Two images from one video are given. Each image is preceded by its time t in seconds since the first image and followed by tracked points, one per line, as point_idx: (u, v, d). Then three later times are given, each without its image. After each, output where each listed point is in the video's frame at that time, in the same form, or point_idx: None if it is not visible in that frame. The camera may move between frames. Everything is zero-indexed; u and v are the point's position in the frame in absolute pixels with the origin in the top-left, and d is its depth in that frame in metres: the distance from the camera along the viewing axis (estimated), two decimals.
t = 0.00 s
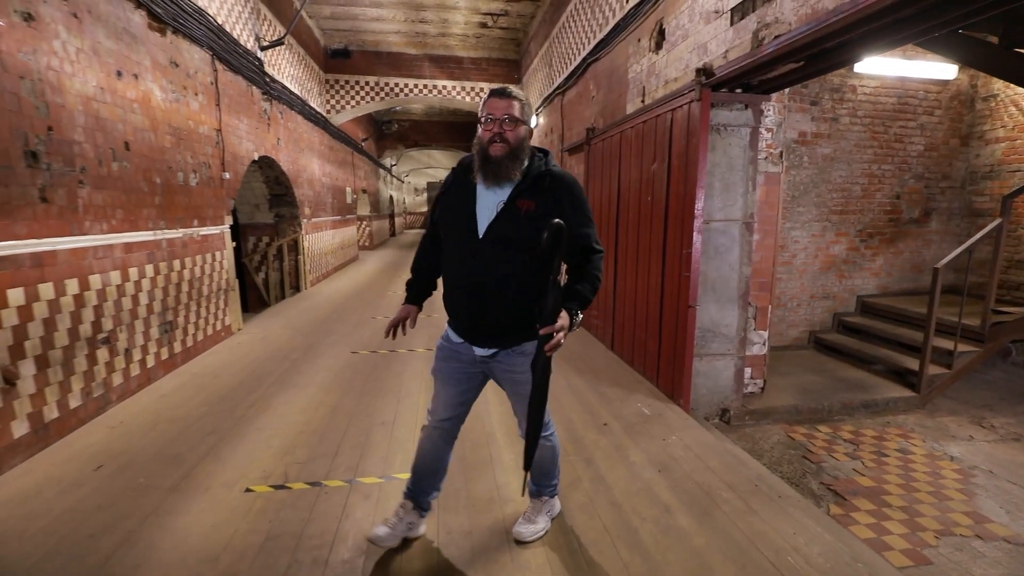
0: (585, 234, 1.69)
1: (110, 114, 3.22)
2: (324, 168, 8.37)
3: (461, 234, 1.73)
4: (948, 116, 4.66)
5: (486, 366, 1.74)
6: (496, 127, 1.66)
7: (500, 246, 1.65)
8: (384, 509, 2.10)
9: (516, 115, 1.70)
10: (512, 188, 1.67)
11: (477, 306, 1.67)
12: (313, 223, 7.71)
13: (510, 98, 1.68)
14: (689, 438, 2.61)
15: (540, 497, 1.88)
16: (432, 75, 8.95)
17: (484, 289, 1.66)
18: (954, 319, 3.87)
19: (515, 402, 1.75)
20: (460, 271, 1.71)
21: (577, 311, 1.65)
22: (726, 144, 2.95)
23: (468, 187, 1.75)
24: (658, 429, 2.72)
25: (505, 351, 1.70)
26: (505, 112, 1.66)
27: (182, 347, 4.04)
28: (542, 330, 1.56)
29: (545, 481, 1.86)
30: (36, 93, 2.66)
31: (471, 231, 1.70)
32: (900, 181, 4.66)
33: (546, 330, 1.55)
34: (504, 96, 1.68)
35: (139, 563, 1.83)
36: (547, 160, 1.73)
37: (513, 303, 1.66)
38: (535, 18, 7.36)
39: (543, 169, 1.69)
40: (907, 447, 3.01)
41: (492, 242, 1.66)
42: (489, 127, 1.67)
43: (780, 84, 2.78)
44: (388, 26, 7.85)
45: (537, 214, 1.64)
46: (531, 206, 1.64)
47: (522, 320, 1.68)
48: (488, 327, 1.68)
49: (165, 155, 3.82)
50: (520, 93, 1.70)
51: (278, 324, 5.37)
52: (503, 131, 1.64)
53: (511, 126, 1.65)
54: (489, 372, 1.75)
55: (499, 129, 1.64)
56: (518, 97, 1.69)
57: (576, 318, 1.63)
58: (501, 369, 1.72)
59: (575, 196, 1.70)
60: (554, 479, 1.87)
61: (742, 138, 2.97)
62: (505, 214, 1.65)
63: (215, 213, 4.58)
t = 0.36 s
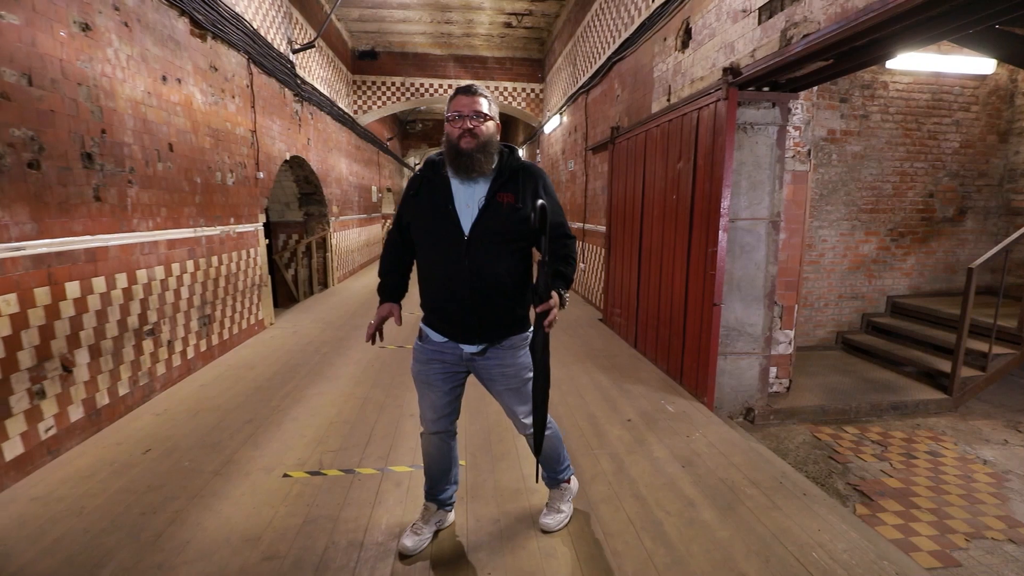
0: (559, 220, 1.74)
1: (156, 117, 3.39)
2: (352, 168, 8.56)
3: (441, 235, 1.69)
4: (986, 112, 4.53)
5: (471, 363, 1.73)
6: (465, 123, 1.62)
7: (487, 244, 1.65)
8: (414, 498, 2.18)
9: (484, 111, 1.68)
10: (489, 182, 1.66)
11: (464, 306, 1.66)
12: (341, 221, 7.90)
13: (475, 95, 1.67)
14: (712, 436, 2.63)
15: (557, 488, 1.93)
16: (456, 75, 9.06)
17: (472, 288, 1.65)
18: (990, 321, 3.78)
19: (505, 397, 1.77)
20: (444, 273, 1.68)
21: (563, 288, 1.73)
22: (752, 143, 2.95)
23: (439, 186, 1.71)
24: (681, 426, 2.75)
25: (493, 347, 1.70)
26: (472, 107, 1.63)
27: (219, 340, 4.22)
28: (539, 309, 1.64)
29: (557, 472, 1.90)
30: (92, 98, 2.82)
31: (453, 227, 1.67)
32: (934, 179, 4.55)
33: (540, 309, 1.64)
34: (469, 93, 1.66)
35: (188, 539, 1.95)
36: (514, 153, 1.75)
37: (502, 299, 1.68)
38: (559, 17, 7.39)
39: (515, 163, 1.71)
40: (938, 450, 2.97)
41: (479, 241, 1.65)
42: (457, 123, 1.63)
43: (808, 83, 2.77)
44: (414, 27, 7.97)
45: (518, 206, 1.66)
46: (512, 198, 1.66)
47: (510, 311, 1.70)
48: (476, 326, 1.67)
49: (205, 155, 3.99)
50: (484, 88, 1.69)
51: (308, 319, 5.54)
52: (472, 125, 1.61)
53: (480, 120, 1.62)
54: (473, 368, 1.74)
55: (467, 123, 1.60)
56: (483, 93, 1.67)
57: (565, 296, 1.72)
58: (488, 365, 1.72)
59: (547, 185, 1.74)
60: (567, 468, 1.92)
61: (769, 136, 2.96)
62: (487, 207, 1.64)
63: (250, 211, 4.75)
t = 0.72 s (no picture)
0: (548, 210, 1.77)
1: (189, 118, 3.51)
2: (373, 167, 8.70)
3: (439, 231, 1.71)
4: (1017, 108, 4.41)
5: (477, 355, 1.75)
6: (453, 119, 1.63)
7: (486, 237, 1.67)
8: (435, 487, 2.24)
9: (471, 107, 1.69)
10: (483, 177, 1.69)
11: (467, 300, 1.67)
12: (362, 220, 8.05)
13: (462, 91, 1.67)
14: (731, 432, 2.64)
15: (548, 488, 1.90)
16: (475, 75, 9.14)
17: (474, 282, 1.66)
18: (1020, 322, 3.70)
19: (508, 387, 1.76)
20: (444, 269, 1.69)
21: (553, 272, 1.76)
22: (773, 140, 2.95)
23: (434, 184, 1.73)
24: (699, 422, 2.76)
25: (498, 337, 1.73)
26: (459, 104, 1.64)
27: (247, 334, 4.36)
28: (523, 290, 1.65)
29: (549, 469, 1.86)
30: (130, 100, 2.95)
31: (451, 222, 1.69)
32: (962, 176, 4.46)
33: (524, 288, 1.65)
34: (456, 91, 1.67)
35: (222, 522, 2.05)
36: (503, 148, 1.77)
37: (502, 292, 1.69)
38: (578, 16, 7.39)
39: (505, 158, 1.74)
40: (963, 451, 2.93)
41: (479, 234, 1.67)
42: (445, 120, 1.64)
43: (831, 80, 2.75)
44: (435, 27, 8.06)
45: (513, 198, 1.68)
46: (506, 191, 1.68)
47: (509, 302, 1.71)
48: (481, 320, 1.69)
49: (235, 155, 4.12)
50: (471, 86, 1.70)
51: (332, 314, 5.68)
52: (459, 121, 1.62)
53: (467, 116, 1.64)
54: (479, 359, 1.77)
55: (455, 120, 1.62)
56: (470, 90, 1.69)
57: (553, 279, 1.74)
58: (493, 355, 1.74)
59: (537, 178, 1.78)
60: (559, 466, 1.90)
61: (791, 133, 2.95)
62: (482, 200, 1.67)
63: (275, 209, 4.88)
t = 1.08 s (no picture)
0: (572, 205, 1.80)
1: (213, 119, 3.61)
2: (388, 166, 8.80)
3: (463, 228, 1.75)
4: None
5: (498, 353, 1.79)
6: (478, 119, 1.69)
7: (509, 232, 1.70)
8: (452, 481, 2.29)
9: (496, 108, 1.74)
10: (508, 175, 1.73)
11: (489, 295, 1.71)
12: (378, 218, 8.15)
13: (487, 92, 1.74)
14: (746, 430, 2.65)
15: (561, 499, 1.89)
16: (490, 74, 9.18)
17: (496, 279, 1.70)
18: None
19: (528, 387, 1.79)
20: (467, 265, 1.73)
21: (572, 267, 1.76)
22: (790, 139, 2.94)
23: (459, 182, 1.79)
24: (714, 420, 2.78)
25: (521, 337, 1.75)
26: (485, 104, 1.70)
27: (267, 329, 4.46)
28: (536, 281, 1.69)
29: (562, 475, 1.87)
30: (159, 102, 3.05)
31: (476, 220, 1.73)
32: (985, 174, 4.38)
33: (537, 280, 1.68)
34: (482, 92, 1.73)
35: (248, 509, 2.12)
36: (526, 147, 1.82)
37: (524, 287, 1.71)
38: (593, 14, 7.39)
39: (529, 156, 1.78)
40: (983, 453, 2.90)
41: (502, 230, 1.70)
42: (470, 120, 1.71)
43: (850, 78, 2.73)
44: (450, 27, 8.12)
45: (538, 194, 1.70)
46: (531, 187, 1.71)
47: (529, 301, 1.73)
48: (503, 315, 1.72)
49: (256, 155, 4.22)
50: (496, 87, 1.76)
51: (349, 311, 5.78)
52: (484, 121, 1.68)
53: (492, 116, 1.69)
54: (501, 358, 1.80)
55: (480, 119, 1.68)
56: (495, 91, 1.74)
57: (571, 273, 1.74)
58: (513, 356, 1.77)
59: (560, 174, 1.81)
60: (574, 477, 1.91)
61: (809, 132, 2.94)
62: (507, 197, 1.70)
63: (295, 208, 4.99)
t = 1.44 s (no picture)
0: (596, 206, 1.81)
1: (228, 119, 3.67)
2: (398, 166, 8.87)
3: (488, 226, 1.78)
4: None
5: (516, 352, 1.83)
6: (508, 119, 1.70)
7: (533, 232, 1.73)
8: (464, 476, 2.32)
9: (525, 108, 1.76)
10: (534, 175, 1.76)
11: (511, 293, 1.75)
12: (387, 217, 8.21)
13: (517, 92, 1.75)
14: (754, 429, 2.67)
15: (572, 495, 1.93)
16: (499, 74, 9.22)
17: (518, 277, 1.73)
18: None
19: (546, 386, 1.82)
20: (491, 263, 1.77)
21: (595, 267, 1.75)
22: (800, 138, 2.94)
23: (486, 181, 1.82)
24: (723, 419, 2.79)
25: (541, 336, 1.79)
26: (515, 104, 1.72)
27: (280, 327, 4.54)
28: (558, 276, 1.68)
29: (574, 471, 1.91)
30: (176, 104, 3.11)
31: (500, 217, 1.76)
32: (998, 173, 4.34)
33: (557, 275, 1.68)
34: (512, 91, 1.75)
35: (265, 502, 2.17)
36: (553, 149, 1.84)
37: (544, 286, 1.75)
38: (602, 14, 7.40)
39: (557, 158, 1.80)
40: (995, 453, 2.89)
41: (526, 229, 1.73)
42: (500, 119, 1.72)
43: (860, 78, 2.74)
44: (459, 27, 8.15)
45: (563, 195, 1.73)
46: (556, 188, 1.73)
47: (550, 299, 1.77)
48: (523, 313, 1.75)
49: (269, 155, 4.29)
50: (527, 86, 1.77)
51: (359, 309, 5.84)
52: (514, 120, 1.70)
53: (522, 115, 1.71)
54: (519, 357, 1.84)
55: (511, 119, 1.70)
56: (526, 91, 1.76)
57: (593, 273, 1.73)
58: (532, 354, 1.80)
59: (587, 178, 1.83)
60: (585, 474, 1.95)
61: (819, 131, 2.94)
62: (531, 197, 1.73)
63: (307, 207, 5.05)
